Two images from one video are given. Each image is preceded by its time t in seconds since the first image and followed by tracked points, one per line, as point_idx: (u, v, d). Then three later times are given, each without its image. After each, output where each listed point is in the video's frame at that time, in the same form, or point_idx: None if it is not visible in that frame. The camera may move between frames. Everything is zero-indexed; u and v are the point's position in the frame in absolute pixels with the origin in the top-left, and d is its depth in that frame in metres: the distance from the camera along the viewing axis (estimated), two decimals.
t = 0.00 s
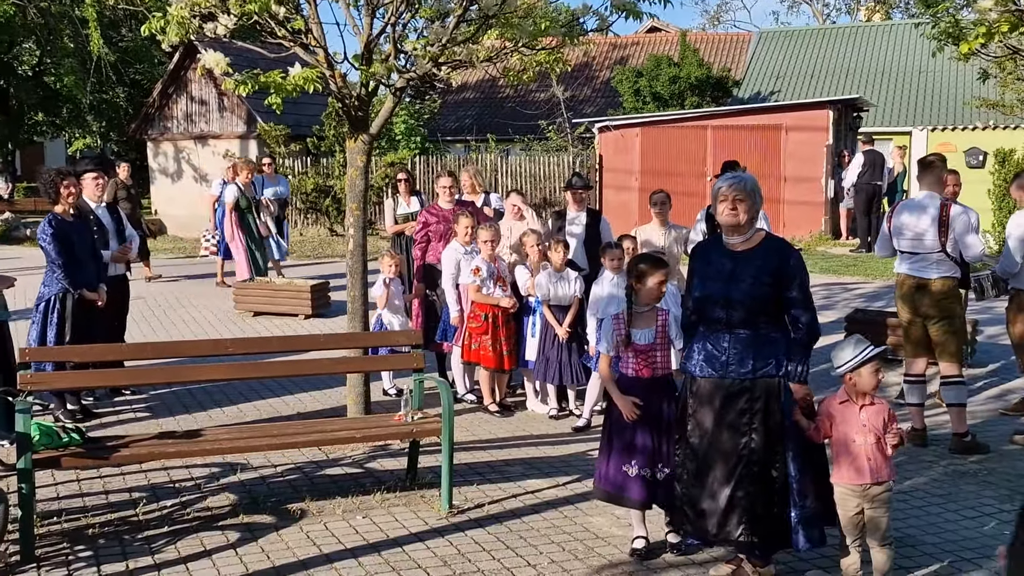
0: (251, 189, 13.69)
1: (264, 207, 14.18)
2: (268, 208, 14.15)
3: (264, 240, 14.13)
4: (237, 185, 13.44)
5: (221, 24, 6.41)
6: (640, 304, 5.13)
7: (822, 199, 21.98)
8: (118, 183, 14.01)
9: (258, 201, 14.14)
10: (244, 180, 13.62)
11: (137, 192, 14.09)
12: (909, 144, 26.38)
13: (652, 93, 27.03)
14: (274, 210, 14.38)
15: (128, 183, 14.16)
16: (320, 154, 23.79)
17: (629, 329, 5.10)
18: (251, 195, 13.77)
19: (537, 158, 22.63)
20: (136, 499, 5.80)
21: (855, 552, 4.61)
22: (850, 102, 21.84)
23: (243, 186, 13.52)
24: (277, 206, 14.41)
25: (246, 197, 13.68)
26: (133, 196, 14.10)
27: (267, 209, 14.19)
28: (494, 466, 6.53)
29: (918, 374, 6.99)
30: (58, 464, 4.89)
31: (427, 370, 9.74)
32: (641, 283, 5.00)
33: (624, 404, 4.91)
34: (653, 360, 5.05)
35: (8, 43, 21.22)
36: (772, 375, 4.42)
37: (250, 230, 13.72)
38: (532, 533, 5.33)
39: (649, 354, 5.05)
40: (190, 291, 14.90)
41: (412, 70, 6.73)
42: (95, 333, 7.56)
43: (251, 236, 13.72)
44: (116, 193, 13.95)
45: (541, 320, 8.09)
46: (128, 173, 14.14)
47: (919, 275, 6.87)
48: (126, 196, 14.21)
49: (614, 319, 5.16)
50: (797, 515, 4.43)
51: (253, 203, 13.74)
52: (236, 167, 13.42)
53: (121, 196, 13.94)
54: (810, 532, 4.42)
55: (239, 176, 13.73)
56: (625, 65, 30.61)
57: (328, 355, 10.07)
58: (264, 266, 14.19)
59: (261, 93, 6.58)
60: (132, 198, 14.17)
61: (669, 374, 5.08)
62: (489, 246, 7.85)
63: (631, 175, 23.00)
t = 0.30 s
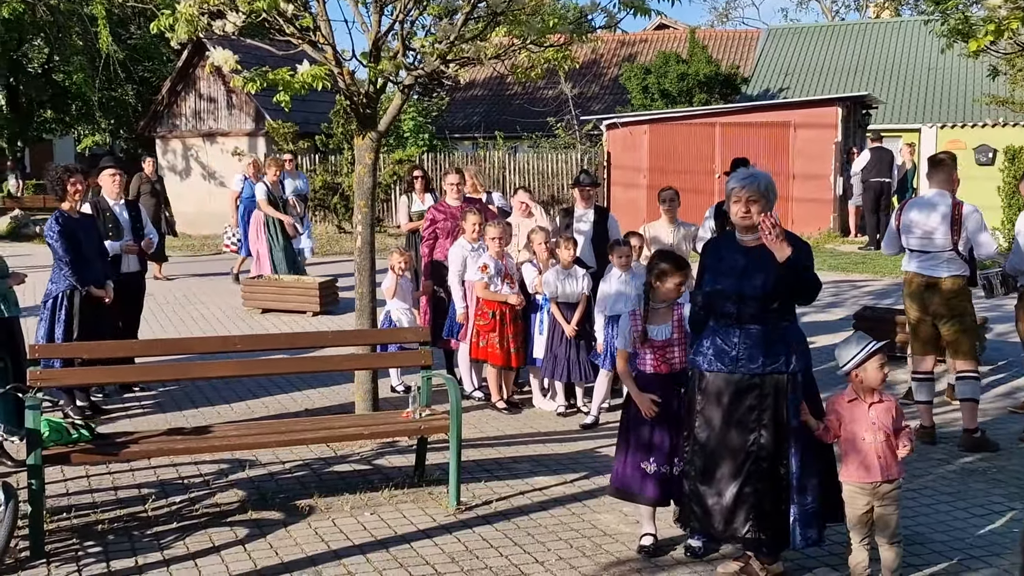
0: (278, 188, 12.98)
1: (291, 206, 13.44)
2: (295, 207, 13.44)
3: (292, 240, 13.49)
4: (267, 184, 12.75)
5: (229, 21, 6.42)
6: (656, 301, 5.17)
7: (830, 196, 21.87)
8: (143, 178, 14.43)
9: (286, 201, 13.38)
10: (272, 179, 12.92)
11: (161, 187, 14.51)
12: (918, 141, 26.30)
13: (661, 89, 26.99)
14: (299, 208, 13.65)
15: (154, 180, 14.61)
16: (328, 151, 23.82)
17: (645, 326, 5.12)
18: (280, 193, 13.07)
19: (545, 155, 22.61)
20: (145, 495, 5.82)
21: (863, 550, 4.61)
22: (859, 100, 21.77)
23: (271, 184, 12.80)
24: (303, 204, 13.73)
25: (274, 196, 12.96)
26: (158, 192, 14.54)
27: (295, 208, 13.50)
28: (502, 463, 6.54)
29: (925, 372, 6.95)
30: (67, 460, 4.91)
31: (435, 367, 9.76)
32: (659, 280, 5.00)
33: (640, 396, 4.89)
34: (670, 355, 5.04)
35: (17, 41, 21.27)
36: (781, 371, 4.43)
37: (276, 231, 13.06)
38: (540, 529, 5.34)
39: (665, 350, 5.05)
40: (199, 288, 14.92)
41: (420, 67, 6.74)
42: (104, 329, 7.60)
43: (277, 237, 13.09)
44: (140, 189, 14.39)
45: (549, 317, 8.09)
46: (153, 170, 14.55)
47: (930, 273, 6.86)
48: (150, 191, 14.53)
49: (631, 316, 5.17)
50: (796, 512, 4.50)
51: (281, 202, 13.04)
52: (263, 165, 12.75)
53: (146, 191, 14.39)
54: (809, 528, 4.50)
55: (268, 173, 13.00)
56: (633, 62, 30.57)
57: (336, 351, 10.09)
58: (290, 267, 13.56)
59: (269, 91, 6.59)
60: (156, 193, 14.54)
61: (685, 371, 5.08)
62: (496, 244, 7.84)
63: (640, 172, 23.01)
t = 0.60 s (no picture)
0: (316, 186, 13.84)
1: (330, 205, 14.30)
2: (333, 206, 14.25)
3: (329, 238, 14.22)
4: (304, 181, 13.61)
5: (250, 21, 6.45)
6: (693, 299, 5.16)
7: (852, 194, 21.72)
8: (176, 180, 14.60)
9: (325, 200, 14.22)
10: (312, 176, 13.78)
11: (194, 189, 14.66)
12: (940, 139, 26.11)
13: (681, 87, 26.92)
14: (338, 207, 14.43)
15: (187, 181, 14.74)
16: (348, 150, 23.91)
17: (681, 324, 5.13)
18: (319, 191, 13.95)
19: (565, 153, 22.60)
20: (167, 492, 5.86)
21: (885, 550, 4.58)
22: (881, 97, 21.57)
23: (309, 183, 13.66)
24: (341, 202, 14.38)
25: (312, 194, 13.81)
26: (190, 193, 14.68)
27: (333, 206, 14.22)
28: (522, 461, 6.54)
29: (950, 371, 6.88)
30: (91, 457, 4.96)
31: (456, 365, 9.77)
32: (692, 281, 4.96)
33: (669, 389, 4.87)
34: (703, 353, 5.03)
35: (40, 42, 21.46)
36: (794, 370, 4.41)
37: (315, 225, 13.88)
38: (560, 528, 5.34)
39: (700, 348, 5.04)
40: (221, 287, 15.00)
41: (440, 66, 6.75)
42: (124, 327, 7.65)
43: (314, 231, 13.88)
44: (172, 190, 14.55)
45: (568, 316, 8.07)
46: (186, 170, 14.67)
47: (957, 272, 6.80)
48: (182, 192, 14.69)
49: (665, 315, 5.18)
50: (820, 513, 4.42)
51: (320, 199, 13.90)
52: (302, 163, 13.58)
53: (178, 193, 14.53)
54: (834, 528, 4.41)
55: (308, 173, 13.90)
56: (653, 60, 30.50)
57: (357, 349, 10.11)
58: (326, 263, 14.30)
59: (290, 90, 6.63)
60: (190, 194, 14.67)
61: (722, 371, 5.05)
62: (515, 243, 7.85)
63: (660, 171, 23.00)
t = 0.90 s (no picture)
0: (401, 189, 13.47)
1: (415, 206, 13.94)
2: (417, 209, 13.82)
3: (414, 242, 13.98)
4: (387, 187, 13.30)
5: (322, 25, 6.54)
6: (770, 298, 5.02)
7: (927, 193, 21.27)
8: (258, 181, 14.89)
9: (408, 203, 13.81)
10: (394, 181, 13.44)
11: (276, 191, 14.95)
12: (1020, 136, 25.40)
13: (751, 85, 26.61)
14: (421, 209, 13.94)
15: (269, 180, 14.99)
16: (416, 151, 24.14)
17: (758, 323, 5.01)
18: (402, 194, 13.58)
19: (632, 153, 22.51)
20: (241, 487, 5.98)
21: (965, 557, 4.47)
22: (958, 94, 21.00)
23: (393, 188, 13.32)
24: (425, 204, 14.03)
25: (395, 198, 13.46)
26: (271, 194, 14.98)
27: (416, 208, 13.87)
28: (591, 461, 6.53)
29: None
30: (169, 452, 5.07)
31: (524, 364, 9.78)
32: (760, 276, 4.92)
33: (744, 387, 4.82)
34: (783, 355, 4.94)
35: (118, 48, 22.11)
36: (864, 371, 4.31)
37: (401, 230, 13.56)
38: (629, 529, 5.32)
39: (780, 349, 4.94)
40: (292, 286, 15.24)
41: (509, 67, 6.78)
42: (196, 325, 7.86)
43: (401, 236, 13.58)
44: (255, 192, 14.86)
45: (636, 315, 8.00)
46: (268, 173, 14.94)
47: None
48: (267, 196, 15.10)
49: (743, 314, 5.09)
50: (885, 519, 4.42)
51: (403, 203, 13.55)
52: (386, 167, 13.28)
53: (261, 194, 14.85)
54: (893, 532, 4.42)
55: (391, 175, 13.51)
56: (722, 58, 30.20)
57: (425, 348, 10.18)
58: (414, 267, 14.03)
59: (361, 92, 6.71)
60: (273, 198, 15.08)
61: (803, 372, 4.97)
62: (581, 242, 7.85)
63: (730, 169, 22.63)
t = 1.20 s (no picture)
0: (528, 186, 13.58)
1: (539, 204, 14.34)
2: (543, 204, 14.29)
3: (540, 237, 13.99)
4: (515, 182, 13.44)
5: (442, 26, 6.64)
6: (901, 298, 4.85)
7: None
8: (387, 181, 15.79)
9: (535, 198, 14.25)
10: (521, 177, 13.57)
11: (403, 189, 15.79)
12: None
13: (875, 79, 25.81)
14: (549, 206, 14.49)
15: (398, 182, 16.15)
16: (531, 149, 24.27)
17: (889, 323, 4.85)
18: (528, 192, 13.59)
19: (751, 149, 22.11)
20: (363, 480, 6.10)
21: None
22: None
23: (521, 183, 13.45)
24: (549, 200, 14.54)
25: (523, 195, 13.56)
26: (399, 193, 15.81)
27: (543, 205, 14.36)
28: (709, 462, 6.44)
29: None
30: (294, 443, 5.22)
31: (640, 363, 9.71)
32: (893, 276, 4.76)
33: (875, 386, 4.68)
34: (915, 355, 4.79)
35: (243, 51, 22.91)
36: (1004, 374, 4.16)
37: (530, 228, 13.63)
38: (749, 531, 5.23)
39: (912, 351, 4.79)
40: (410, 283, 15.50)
41: (627, 64, 6.74)
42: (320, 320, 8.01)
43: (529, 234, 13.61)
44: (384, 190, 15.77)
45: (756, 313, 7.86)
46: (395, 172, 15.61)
47: None
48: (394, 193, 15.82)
49: (872, 314, 4.95)
50: None
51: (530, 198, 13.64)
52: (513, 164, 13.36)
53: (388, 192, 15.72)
54: None
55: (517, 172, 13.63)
56: (845, 51, 29.38)
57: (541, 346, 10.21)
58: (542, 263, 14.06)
59: (479, 91, 6.77)
60: (399, 195, 15.67)
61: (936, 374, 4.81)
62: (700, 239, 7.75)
63: (852, 166, 21.79)
